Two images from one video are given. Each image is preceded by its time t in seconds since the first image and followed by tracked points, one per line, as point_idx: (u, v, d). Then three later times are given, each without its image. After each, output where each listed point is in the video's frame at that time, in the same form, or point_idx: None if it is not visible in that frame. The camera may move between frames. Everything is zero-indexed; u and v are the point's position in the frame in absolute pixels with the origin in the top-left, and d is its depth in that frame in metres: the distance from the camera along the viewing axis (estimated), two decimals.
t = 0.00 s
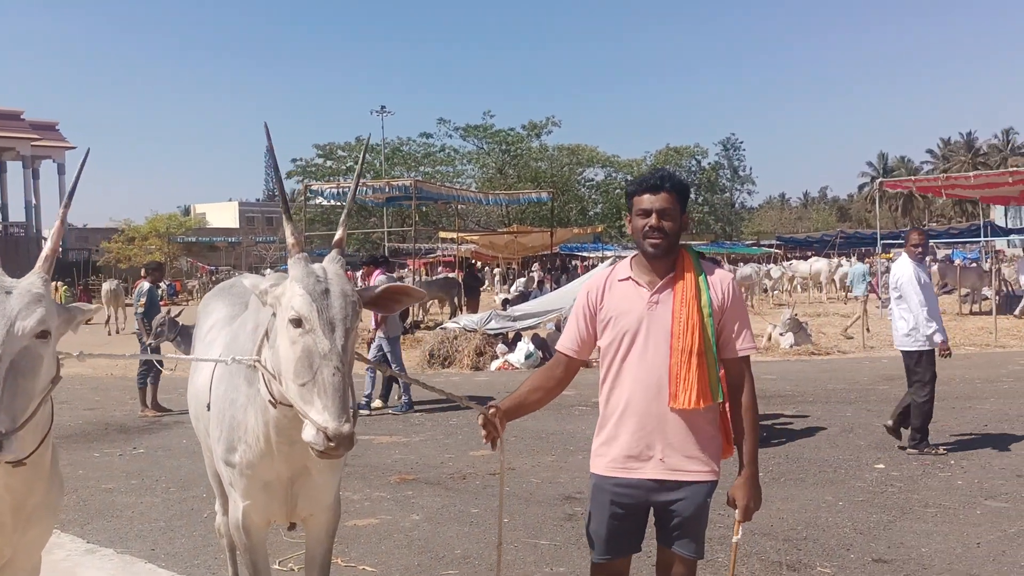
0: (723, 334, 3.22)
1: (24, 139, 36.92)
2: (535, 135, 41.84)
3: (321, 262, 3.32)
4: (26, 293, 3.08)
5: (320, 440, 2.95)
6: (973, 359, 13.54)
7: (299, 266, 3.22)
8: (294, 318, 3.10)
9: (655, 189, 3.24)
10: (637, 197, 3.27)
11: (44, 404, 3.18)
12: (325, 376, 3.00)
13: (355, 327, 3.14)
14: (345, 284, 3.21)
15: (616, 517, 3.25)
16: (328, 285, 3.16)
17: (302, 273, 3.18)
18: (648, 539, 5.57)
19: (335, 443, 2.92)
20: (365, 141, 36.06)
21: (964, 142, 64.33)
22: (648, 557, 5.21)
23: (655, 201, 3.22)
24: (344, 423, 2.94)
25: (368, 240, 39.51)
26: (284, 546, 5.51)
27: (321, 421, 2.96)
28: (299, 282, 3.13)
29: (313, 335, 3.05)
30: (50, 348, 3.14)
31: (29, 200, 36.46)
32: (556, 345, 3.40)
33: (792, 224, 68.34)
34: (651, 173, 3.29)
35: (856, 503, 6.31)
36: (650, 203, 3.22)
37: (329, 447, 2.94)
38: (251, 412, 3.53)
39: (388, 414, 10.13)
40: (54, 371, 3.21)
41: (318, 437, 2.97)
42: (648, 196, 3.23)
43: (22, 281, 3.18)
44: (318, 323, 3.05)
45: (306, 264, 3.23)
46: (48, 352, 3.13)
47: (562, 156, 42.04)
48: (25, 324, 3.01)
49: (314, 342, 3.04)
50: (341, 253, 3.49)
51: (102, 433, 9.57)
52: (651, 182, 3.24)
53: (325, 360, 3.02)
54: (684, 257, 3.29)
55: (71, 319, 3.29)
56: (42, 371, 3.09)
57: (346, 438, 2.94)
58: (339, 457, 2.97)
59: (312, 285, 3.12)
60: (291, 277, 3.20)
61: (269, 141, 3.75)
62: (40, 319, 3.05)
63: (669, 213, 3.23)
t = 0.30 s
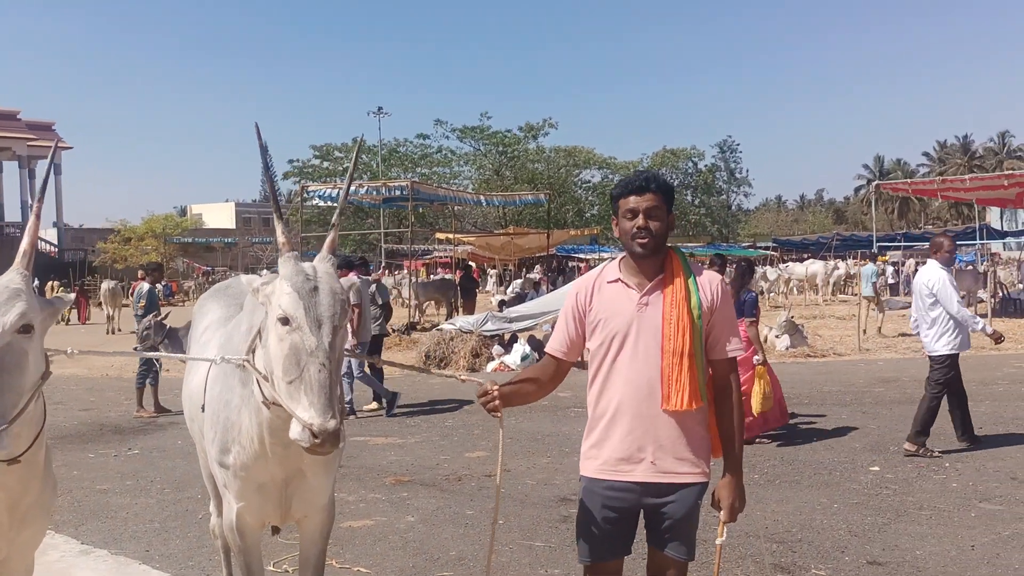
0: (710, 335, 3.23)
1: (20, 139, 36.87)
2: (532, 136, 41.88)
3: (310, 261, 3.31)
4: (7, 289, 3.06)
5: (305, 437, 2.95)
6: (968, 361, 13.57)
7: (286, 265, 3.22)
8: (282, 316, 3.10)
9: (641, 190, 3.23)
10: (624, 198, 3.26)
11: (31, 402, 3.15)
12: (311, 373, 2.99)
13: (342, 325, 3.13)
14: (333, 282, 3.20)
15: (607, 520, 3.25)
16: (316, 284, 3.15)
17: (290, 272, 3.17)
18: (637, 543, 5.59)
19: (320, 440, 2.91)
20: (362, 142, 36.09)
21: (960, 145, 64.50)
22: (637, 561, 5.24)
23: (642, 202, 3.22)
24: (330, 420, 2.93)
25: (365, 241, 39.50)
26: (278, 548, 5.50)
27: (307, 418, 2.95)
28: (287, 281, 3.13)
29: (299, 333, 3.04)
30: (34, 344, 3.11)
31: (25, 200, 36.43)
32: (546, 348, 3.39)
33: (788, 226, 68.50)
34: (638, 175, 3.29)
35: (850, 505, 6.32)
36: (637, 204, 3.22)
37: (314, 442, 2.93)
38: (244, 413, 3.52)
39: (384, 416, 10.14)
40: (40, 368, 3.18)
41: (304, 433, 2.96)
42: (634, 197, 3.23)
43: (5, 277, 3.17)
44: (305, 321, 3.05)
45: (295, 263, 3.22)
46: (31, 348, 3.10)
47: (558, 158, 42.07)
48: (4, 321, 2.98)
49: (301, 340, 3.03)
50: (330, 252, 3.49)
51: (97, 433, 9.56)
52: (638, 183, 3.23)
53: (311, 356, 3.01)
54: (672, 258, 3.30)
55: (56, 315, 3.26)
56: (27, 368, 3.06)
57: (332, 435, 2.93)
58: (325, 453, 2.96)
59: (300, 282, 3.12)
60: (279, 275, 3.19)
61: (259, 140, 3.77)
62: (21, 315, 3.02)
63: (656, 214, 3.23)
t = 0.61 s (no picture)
0: (700, 335, 3.23)
1: (15, 138, 36.78)
2: (528, 137, 41.91)
3: (304, 252, 3.31)
4: None
5: (283, 422, 2.93)
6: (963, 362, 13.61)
7: (279, 254, 3.22)
8: (269, 303, 3.11)
9: (629, 189, 3.24)
10: (612, 198, 3.27)
11: (17, 400, 3.12)
12: (291, 357, 2.98)
13: (328, 313, 3.12)
14: (323, 273, 3.20)
15: (598, 521, 3.24)
16: (306, 273, 3.15)
17: (281, 261, 3.17)
18: (626, 546, 5.61)
19: (293, 422, 2.89)
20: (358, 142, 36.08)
21: (955, 147, 64.74)
22: (628, 564, 5.25)
23: (629, 201, 3.22)
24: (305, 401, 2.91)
25: (360, 241, 39.49)
26: (272, 549, 5.48)
27: (284, 401, 2.94)
28: (276, 268, 3.13)
29: (283, 318, 3.04)
30: (20, 343, 3.09)
31: (19, 199, 36.38)
32: (535, 348, 3.39)
33: (783, 227, 68.73)
34: (627, 175, 3.29)
35: (844, 506, 6.32)
36: (625, 203, 3.22)
37: (290, 426, 2.91)
38: (237, 412, 3.51)
39: (379, 417, 10.13)
40: (28, 367, 3.15)
41: (281, 417, 2.94)
42: (622, 197, 3.24)
43: None
44: (289, 306, 3.04)
45: (286, 252, 3.23)
46: (18, 348, 3.08)
47: (555, 158, 42.11)
48: None
49: (284, 325, 3.02)
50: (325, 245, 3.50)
51: (91, 433, 9.54)
52: (626, 183, 3.24)
53: (293, 341, 2.99)
54: (661, 258, 3.30)
55: (45, 314, 3.24)
56: (13, 367, 3.03)
57: (305, 419, 2.91)
58: (300, 436, 2.93)
59: (289, 270, 3.12)
60: (270, 264, 3.20)
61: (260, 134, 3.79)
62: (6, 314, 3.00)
63: (645, 214, 3.23)
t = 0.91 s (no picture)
0: (689, 331, 3.23)
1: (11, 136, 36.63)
2: (525, 134, 41.88)
3: (298, 248, 3.31)
4: None
5: (284, 418, 2.92)
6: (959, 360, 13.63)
7: (272, 252, 3.22)
8: (265, 300, 3.10)
9: (613, 188, 3.23)
10: (598, 196, 3.26)
11: (10, 399, 3.10)
12: (291, 355, 2.97)
13: (325, 308, 3.11)
14: (319, 269, 3.20)
15: (592, 520, 3.24)
16: (301, 270, 3.15)
17: (275, 257, 3.17)
18: (618, 543, 5.64)
19: (296, 420, 2.87)
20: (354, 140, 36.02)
21: (952, 145, 64.84)
22: (622, 562, 5.27)
23: (614, 200, 3.22)
24: (308, 400, 2.90)
25: (357, 239, 39.48)
26: (269, 547, 5.48)
27: (285, 399, 2.92)
28: (271, 264, 3.13)
29: (281, 315, 3.04)
30: (12, 343, 3.07)
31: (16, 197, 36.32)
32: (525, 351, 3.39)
33: (780, 225, 68.85)
34: (610, 174, 3.29)
35: (841, 504, 6.33)
36: (608, 204, 3.22)
37: (292, 424, 2.90)
38: (232, 410, 3.51)
39: (375, 415, 10.13)
40: (21, 366, 3.13)
41: (283, 415, 2.93)
42: (607, 196, 3.23)
43: None
44: (286, 304, 3.04)
45: (280, 250, 3.23)
46: (10, 346, 3.06)
47: (552, 156, 42.09)
48: None
49: (282, 322, 3.02)
50: (318, 242, 3.49)
51: (88, 431, 9.53)
52: (610, 182, 3.23)
53: (291, 339, 2.99)
54: (647, 256, 3.30)
55: (38, 312, 3.22)
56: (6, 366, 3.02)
57: (308, 416, 2.89)
58: (302, 435, 2.92)
59: (285, 268, 3.12)
60: (263, 260, 3.19)
61: (248, 129, 3.80)
62: None
63: (630, 212, 3.23)
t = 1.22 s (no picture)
0: (682, 325, 3.24)
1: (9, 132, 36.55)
2: (524, 131, 41.85)
3: (295, 242, 3.30)
4: None
5: (284, 413, 2.92)
6: (958, 357, 13.65)
7: (268, 246, 3.22)
8: (262, 295, 3.10)
9: (604, 185, 3.22)
10: (589, 193, 3.25)
11: (6, 392, 3.08)
12: (289, 349, 2.96)
13: (323, 301, 3.11)
14: (316, 262, 3.19)
15: (589, 516, 3.24)
16: (298, 263, 3.14)
17: (272, 251, 3.16)
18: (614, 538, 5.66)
19: (295, 414, 2.87)
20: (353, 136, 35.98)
21: (952, 142, 64.85)
22: (621, 557, 5.27)
23: (605, 197, 3.21)
24: (307, 394, 2.90)
25: (356, 235, 39.48)
26: (268, 543, 5.48)
27: (284, 394, 2.92)
28: (267, 259, 3.12)
29: (278, 309, 3.03)
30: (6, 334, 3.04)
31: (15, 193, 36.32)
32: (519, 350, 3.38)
33: (779, 222, 68.94)
34: (603, 169, 3.28)
35: (840, 500, 6.33)
36: (599, 200, 3.21)
37: (291, 418, 2.89)
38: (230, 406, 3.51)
39: (374, 411, 10.13)
40: (18, 359, 3.11)
41: (282, 409, 2.93)
42: (597, 193, 3.22)
43: None
44: (283, 298, 3.04)
45: (276, 244, 3.22)
46: (6, 338, 3.04)
47: (551, 152, 42.07)
48: None
49: (279, 316, 3.01)
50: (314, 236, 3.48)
51: (87, 427, 9.52)
52: (600, 179, 3.23)
53: (289, 333, 2.98)
54: (639, 252, 3.30)
55: (35, 304, 3.20)
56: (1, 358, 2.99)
57: (307, 409, 2.89)
58: (302, 429, 2.92)
59: (281, 261, 3.11)
60: (260, 255, 3.19)
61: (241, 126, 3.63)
62: None
63: (620, 209, 3.22)
